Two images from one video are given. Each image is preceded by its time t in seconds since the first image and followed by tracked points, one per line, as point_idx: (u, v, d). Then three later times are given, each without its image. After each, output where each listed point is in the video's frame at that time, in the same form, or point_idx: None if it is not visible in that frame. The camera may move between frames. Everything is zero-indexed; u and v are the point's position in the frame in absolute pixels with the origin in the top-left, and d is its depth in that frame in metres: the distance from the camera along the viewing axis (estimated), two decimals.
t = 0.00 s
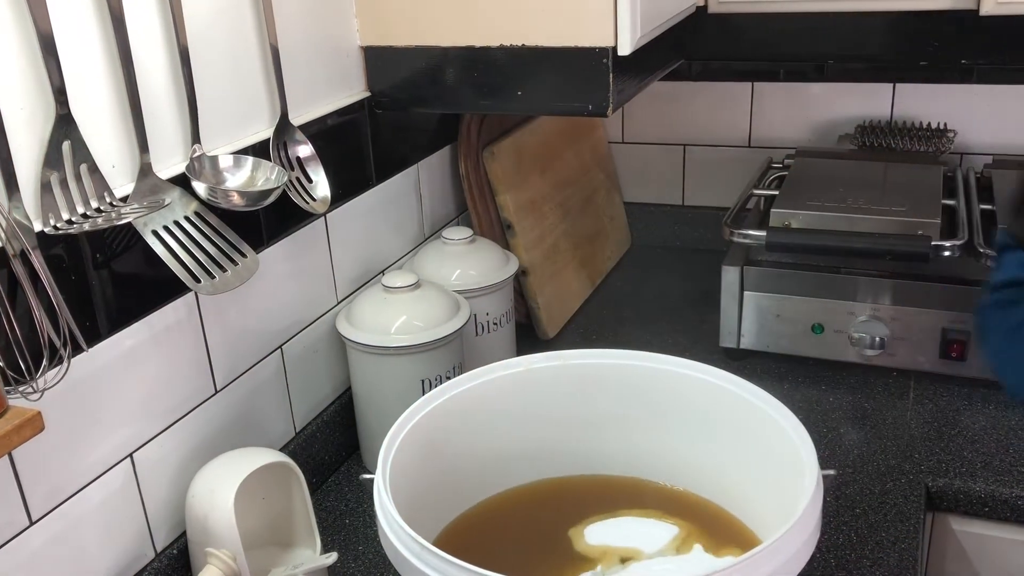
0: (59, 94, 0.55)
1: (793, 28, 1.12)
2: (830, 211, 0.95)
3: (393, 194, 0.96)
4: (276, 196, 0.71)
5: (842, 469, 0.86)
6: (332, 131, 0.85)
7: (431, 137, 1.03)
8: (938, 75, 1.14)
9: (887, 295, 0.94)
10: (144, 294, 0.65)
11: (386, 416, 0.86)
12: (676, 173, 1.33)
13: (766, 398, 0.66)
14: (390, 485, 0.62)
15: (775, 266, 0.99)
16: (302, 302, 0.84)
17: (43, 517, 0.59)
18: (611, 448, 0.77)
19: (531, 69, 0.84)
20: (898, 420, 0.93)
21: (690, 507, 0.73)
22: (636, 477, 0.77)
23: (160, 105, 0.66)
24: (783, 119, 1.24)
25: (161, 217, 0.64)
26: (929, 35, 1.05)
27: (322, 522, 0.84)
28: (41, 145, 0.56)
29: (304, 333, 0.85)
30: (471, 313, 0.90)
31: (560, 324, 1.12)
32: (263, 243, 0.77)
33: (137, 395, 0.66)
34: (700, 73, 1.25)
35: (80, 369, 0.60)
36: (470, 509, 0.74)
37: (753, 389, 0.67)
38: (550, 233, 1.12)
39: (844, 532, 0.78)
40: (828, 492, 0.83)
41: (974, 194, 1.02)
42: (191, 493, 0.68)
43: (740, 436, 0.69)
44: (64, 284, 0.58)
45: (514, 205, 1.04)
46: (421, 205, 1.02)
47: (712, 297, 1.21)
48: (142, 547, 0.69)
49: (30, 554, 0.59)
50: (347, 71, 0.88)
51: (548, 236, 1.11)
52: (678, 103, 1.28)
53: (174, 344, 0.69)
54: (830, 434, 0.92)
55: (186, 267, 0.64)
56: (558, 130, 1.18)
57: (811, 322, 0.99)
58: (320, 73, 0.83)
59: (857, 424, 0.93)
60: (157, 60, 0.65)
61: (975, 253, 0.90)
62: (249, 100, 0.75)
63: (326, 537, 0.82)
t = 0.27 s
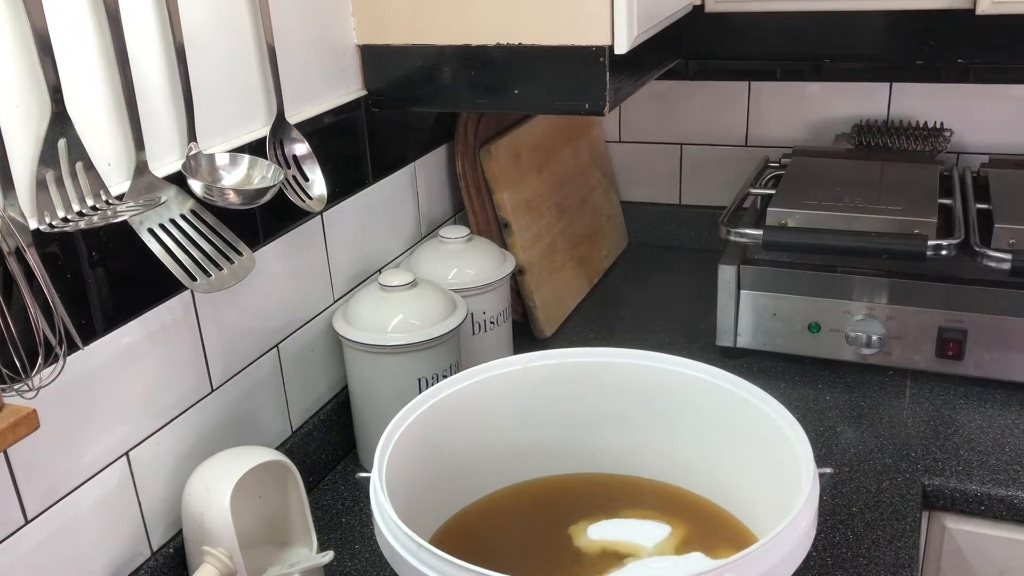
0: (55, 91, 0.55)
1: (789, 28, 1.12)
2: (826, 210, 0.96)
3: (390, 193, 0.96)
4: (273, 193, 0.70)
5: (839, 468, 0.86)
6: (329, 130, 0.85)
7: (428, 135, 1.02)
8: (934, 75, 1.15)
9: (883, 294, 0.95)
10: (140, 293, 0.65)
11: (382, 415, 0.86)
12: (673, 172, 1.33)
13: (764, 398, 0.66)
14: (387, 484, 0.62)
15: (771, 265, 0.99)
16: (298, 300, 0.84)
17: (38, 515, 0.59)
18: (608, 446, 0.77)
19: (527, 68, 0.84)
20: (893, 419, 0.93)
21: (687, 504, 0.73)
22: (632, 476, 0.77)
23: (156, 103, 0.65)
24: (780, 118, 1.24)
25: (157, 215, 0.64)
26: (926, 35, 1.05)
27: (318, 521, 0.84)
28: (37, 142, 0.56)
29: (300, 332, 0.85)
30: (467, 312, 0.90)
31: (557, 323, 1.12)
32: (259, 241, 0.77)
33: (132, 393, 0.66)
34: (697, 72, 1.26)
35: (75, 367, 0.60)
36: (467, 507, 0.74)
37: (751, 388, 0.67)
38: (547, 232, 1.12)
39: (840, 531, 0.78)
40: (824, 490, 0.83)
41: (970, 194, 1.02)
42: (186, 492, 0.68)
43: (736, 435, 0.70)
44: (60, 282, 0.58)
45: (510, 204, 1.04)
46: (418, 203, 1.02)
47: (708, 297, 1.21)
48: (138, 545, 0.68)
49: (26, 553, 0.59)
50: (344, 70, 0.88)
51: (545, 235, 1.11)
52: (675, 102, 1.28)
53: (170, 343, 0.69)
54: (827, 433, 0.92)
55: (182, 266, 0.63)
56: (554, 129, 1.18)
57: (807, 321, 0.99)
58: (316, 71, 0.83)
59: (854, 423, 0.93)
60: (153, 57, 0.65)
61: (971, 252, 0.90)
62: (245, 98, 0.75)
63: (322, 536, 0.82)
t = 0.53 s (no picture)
0: (54, 89, 0.55)
1: (787, 27, 1.12)
2: (824, 208, 0.96)
3: (389, 191, 0.96)
4: (272, 192, 0.70)
5: (836, 466, 0.86)
6: (327, 128, 0.84)
7: (427, 134, 1.02)
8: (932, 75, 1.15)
9: (881, 293, 0.95)
10: (139, 291, 0.65)
11: (381, 413, 0.86)
12: (671, 171, 1.33)
13: (763, 397, 0.66)
14: (386, 481, 0.62)
15: (769, 263, 0.99)
16: (297, 299, 0.84)
17: (37, 513, 0.59)
18: (606, 444, 0.77)
19: (526, 66, 0.84)
20: (891, 418, 0.93)
21: (686, 502, 0.73)
22: (631, 474, 0.77)
23: (155, 101, 0.65)
24: (779, 117, 1.24)
25: (156, 213, 0.64)
26: (924, 34, 1.05)
27: (316, 519, 0.84)
28: (36, 140, 0.56)
29: (299, 330, 0.85)
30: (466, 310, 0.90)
31: (556, 321, 1.12)
32: (258, 240, 0.77)
33: (131, 391, 0.66)
34: (696, 70, 1.25)
35: (74, 366, 0.60)
36: (466, 506, 0.74)
37: (749, 386, 0.67)
38: (545, 231, 1.12)
39: (838, 529, 0.78)
40: (822, 490, 0.83)
41: (969, 193, 1.03)
42: (185, 490, 0.68)
43: (735, 433, 0.70)
44: (59, 280, 0.58)
45: (509, 202, 1.04)
46: (417, 202, 1.02)
47: (707, 296, 1.21)
48: (137, 544, 0.68)
49: (25, 551, 0.59)
50: (343, 68, 0.88)
51: (543, 234, 1.11)
52: (674, 101, 1.29)
53: (169, 341, 0.69)
54: (825, 432, 0.92)
55: (181, 264, 0.63)
56: (553, 127, 1.18)
57: (806, 320, 0.99)
58: (315, 69, 0.83)
59: (852, 421, 0.93)
60: (153, 55, 0.65)
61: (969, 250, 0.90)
62: (244, 97, 0.75)
63: (321, 535, 0.82)
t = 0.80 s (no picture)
0: (49, 84, 0.55)
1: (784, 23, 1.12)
2: (821, 205, 0.96)
3: (386, 186, 0.96)
4: (268, 188, 0.70)
5: (833, 462, 0.86)
6: (324, 123, 0.84)
7: (424, 129, 1.02)
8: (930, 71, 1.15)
9: (877, 289, 0.95)
10: (135, 286, 0.65)
11: (377, 409, 0.86)
12: (668, 167, 1.33)
13: (760, 392, 0.66)
14: (383, 476, 0.62)
15: (766, 259, 0.99)
16: (294, 294, 0.84)
17: (33, 509, 0.59)
18: (603, 440, 0.77)
19: (523, 62, 0.84)
20: (887, 414, 0.94)
21: (682, 497, 0.73)
22: (627, 470, 0.77)
23: (151, 96, 0.65)
24: (776, 113, 1.24)
25: (152, 208, 0.64)
26: (921, 30, 1.05)
27: (313, 515, 0.84)
28: (31, 134, 0.56)
29: (295, 325, 0.85)
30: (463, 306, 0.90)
31: (553, 317, 1.12)
32: (255, 235, 0.76)
33: (127, 387, 0.65)
34: (694, 67, 1.25)
35: (69, 362, 0.60)
36: (463, 501, 0.74)
37: (746, 381, 0.67)
38: (542, 227, 1.12)
39: (835, 525, 0.78)
40: (819, 485, 0.83)
41: (966, 189, 1.03)
42: (181, 486, 0.68)
43: (731, 428, 0.70)
44: (54, 275, 0.58)
45: (506, 198, 1.04)
46: (414, 198, 1.02)
47: (704, 292, 1.21)
48: (134, 539, 0.68)
49: (22, 547, 0.58)
50: (340, 63, 0.88)
51: (541, 230, 1.11)
52: (671, 97, 1.29)
53: (166, 337, 0.69)
54: (821, 428, 0.92)
55: (178, 259, 0.63)
56: (550, 123, 1.18)
57: (803, 316, 0.99)
58: (312, 65, 0.83)
59: (848, 417, 0.93)
60: (149, 50, 0.65)
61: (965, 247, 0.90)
62: (241, 92, 0.75)
63: (317, 530, 0.82)
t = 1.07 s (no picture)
0: (44, 77, 0.55)
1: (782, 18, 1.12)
2: (819, 200, 0.96)
3: (383, 181, 0.96)
4: (265, 181, 0.70)
5: (830, 457, 0.87)
6: (321, 117, 0.84)
7: (421, 124, 1.02)
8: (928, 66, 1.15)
9: (875, 284, 0.95)
10: (131, 281, 0.65)
11: (374, 404, 0.86)
12: (666, 162, 1.33)
13: (757, 387, 0.66)
14: (380, 471, 0.62)
15: (764, 254, 0.99)
16: (291, 289, 0.83)
17: (30, 504, 0.59)
18: (601, 434, 0.77)
19: (520, 56, 0.83)
20: (885, 409, 0.94)
21: (680, 492, 0.73)
22: (625, 465, 0.77)
23: (148, 90, 0.65)
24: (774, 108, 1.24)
25: (149, 202, 0.64)
26: (920, 25, 1.06)
27: (310, 510, 0.84)
28: (27, 128, 0.56)
29: (292, 320, 0.85)
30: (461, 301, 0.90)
31: (551, 312, 1.12)
32: (251, 230, 0.76)
33: (124, 382, 0.65)
34: (692, 61, 1.25)
35: (65, 357, 0.60)
36: (460, 496, 0.74)
37: (744, 376, 0.67)
38: (540, 222, 1.11)
39: (832, 520, 0.78)
40: (817, 480, 0.84)
41: (964, 184, 1.03)
42: (178, 481, 0.67)
43: (729, 423, 0.70)
44: (50, 269, 0.58)
45: (504, 192, 1.04)
46: (411, 192, 1.02)
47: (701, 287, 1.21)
48: (131, 534, 0.68)
49: (18, 541, 0.58)
50: (337, 58, 0.88)
51: (538, 225, 1.11)
52: (669, 92, 1.28)
53: (163, 331, 0.68)
54: (818, 423, 0.92)
55: (174, 253, 0.63)
56: (547, 118, 1.18)
57: (800, 311, 0.99)
58: (309, 59, 0.83)
59: (846, 412, 0.93)
60: (145, 44, 0.64)
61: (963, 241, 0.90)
62: (237, 86, 0.74)
63: (314, 525, 0.82)
